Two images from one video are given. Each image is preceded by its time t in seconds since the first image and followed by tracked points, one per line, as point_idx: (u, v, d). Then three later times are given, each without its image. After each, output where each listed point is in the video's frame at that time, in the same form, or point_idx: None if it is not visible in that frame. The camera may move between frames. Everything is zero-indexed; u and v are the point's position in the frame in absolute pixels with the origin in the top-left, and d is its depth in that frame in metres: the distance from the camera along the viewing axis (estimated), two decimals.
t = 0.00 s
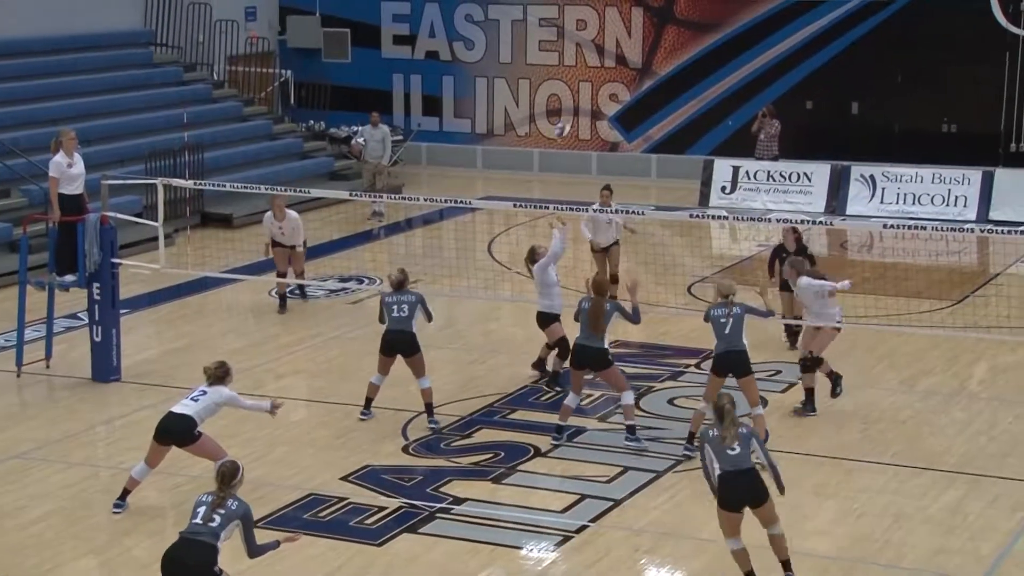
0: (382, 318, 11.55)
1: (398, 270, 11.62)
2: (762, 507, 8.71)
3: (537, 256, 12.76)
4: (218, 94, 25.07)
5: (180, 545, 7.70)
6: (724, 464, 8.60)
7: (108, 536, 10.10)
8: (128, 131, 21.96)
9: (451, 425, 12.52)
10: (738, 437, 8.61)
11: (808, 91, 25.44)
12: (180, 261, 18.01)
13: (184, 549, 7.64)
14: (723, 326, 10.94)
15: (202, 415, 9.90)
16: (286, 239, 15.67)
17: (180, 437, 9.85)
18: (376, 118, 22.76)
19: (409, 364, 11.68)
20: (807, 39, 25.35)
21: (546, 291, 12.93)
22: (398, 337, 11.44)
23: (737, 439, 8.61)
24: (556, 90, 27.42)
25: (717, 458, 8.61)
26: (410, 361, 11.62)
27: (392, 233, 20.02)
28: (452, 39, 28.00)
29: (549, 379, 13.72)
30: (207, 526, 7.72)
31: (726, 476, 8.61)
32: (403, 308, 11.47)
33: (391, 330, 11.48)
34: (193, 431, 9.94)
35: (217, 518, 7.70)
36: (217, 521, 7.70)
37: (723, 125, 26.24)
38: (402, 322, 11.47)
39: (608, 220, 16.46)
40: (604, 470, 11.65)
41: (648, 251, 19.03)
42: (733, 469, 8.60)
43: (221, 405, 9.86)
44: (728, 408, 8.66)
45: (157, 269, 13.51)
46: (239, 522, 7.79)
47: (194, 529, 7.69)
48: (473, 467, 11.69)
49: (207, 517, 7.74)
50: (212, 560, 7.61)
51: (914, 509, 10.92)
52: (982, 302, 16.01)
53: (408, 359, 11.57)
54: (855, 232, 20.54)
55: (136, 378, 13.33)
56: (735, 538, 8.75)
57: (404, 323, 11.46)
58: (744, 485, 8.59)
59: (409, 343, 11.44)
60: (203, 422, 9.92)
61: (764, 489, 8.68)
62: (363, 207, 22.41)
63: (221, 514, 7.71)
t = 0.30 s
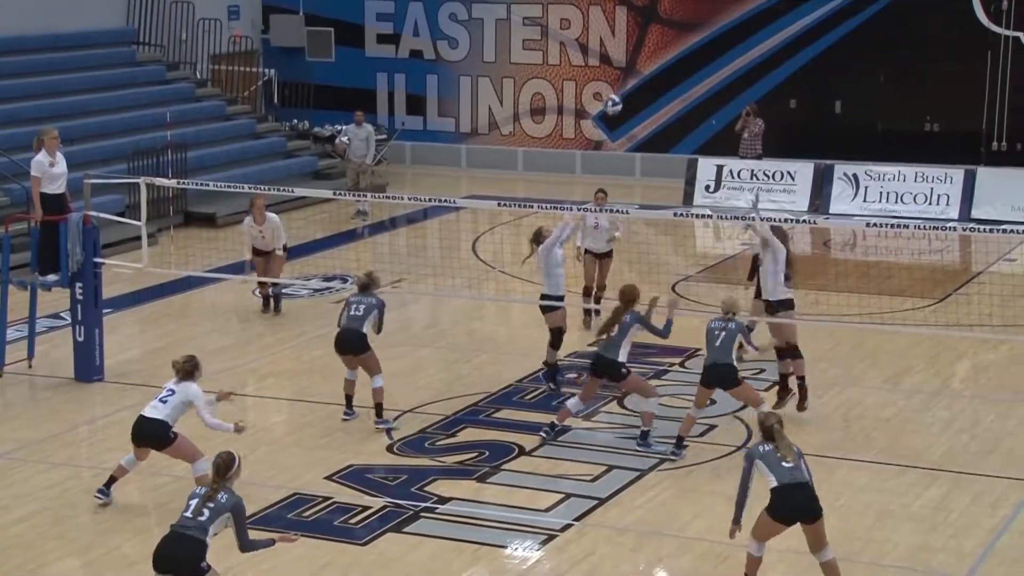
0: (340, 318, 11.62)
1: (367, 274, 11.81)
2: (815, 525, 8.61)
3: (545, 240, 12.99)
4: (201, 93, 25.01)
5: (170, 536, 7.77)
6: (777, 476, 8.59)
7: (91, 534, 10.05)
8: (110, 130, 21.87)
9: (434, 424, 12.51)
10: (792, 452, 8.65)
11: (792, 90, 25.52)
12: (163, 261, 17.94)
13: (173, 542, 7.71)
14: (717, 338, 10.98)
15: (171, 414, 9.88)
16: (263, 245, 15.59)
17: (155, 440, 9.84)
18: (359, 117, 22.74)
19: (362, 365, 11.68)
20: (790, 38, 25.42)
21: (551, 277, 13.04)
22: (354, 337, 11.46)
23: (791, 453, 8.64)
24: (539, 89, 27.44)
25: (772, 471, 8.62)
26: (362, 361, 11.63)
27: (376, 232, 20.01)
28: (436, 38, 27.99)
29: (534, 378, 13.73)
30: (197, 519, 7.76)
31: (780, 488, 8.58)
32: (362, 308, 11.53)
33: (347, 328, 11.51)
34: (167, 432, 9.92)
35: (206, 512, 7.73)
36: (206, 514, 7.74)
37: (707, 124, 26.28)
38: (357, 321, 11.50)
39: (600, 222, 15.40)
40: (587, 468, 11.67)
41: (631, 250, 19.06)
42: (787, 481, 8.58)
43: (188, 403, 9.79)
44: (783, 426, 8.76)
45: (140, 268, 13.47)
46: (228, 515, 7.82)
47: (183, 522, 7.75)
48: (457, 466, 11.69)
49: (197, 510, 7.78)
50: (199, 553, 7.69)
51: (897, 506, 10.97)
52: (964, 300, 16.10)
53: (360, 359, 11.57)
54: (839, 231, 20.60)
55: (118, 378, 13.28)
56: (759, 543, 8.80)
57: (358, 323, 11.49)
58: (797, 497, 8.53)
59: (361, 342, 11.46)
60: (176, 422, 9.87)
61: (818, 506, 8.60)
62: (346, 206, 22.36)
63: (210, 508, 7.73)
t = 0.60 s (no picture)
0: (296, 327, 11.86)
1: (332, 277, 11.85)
2: (800, 536, 8.35)
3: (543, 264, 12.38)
4: (174, 89, 24.88)
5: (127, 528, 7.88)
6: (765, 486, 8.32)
7: (64, 533, 9.98)
8: (81, 127, 21.72)
9: (410, 422, 12.50)
10: (781, 461, 8.37)
11: (765, 87, 25.62)
12: (136, 258, 17.85)
13: (127, 534, 7.82)
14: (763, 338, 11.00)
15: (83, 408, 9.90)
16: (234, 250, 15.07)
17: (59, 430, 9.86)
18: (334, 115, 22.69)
19: (309, 372, 11.81)
20: (764, 36, 25.52)
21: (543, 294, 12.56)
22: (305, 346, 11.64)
23: (780, 464, 8.38)
24: (515, 86, 27.44)
25: (761, 483, 8.33)
26: (309, 368, 11.78)
27: (350, 229, 19.96)
28: (411, 35, 27.95)
29: (509, 375, 13.74)
30: (149, 513, 7.82)
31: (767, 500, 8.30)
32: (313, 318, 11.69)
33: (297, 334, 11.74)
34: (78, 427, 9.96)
35: (156, 507, 7.77)
36: (155, 507, 7.79)
37: (682, 121, 26.31)
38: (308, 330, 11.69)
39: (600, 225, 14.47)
40: (563, 465, 11.69)
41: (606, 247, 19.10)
42: (775, 493, 8.30)
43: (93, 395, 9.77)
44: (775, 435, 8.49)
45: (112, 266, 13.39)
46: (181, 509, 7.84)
47: (137, 513, 7.83)
48: (432, 463, 11.68)
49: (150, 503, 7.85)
50: (149, 545, 7.77)
51: (869, 501, 11.04)
52: (935, 295, 16.22)
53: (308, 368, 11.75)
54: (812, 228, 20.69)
55: (91, 376, 13.20)
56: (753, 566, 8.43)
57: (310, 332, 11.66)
58: (784, 509, 8.25)
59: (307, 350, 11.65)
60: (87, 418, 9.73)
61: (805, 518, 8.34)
62: (321, 204, 22.29)
63: (161, 502, 7.79)
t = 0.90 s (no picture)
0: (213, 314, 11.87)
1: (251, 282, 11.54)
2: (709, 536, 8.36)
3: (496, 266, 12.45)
4: (104, 89, 24.71)
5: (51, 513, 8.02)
6: (675, 484, 8.43)
7: None
8: (9, 127, 21.51)
9: (342, 419, 12.58)
10: (696, 461, 8.45)
11: (692, 86, 25.96)
12: (66, 258, 17.75)
13: (47, 519, 7.95)
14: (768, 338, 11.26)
15: None
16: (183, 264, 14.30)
17: None
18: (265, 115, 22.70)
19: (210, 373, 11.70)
20: (689, 36, 25.85)
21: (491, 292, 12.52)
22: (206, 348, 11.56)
23: (694, 464, 8.45)
24: (444, 86, 27.64)
25: (672, 480, 8.45)
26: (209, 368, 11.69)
27: (282, 228, 19.99)
28: (341, 35, 27.95)
29: (441, 372, 13.89)
30: (69, 500, 7.95)
31: (674, 498, 8.40)
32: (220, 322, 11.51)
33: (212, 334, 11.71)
34: None
35: (76, 494, 7.88)
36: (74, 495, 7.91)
37: (609, 121, 26.60)
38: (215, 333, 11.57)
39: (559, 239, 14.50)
40: (495, 460, 11.84)
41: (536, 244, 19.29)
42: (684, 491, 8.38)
43: None
44: (693, 436, 8.54)
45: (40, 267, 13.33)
46: (101, 497, 7.94)
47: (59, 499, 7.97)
48: (365, 460, 11.79)
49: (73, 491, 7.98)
50: (63, 532, 7.86)
51: (794, 491, 11.33)
52: (857, 290, 16.61)
53: (206, 370, 11.65)
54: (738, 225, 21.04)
55: (21, 378, 13.15)
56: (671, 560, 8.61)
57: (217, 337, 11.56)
58: (689, 507, 8.32)
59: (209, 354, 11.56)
60: None
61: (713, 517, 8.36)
62: (252, 203, 22.28)
63: (80, 490, 7.89)
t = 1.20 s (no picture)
0: (168, 326, 12.49)
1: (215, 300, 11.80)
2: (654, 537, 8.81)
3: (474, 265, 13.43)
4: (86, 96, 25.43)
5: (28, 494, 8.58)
6: (631, 486, 8.92)
7: None
8: None
9: (313, 404, 13.42)
10: (656, 468, 8.91)
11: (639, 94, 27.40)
12: (53, 254, 18.55)
13: (23, 497, 8.51)
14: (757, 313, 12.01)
15: None
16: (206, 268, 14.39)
17: None
18: (240, 121, 23.61)
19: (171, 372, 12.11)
20: (631, 49, 27.18)
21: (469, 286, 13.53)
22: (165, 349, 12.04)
23: (654, 469, 8.92)
24: (408, 93, 28.99)
25: (630, 480, 8.94)
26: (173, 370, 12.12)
27: (255, 226, 20.82)
28: (309, 47, 29.35)
29: (406, 360, 14.77)
30: (49, 484, 8.56)
31: (627, 497, 8.90)
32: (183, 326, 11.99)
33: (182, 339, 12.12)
34: None
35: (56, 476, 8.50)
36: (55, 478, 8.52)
37: (560, 127, 28.05)
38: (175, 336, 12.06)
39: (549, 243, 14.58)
40: (456, 441, 12.74)
41: (497, 241, 20.23)
42: (637, 493, 8.87)
43: None
44: (659, 444, 8.98)
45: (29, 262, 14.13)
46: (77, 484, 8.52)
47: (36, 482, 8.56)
48: (334, 441, 12.65)
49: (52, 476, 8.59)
50: (34, 508, 8.40)
51: (732, 469, 12.30)
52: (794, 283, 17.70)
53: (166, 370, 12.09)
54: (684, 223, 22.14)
55: (10, 368, 13.94)
56: (614, 539, 9.13)
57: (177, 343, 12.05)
58: (639, 508, 8.78)
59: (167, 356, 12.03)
60: None
61: (660, 522, 8.79)
62: (227, 204, 23.10)
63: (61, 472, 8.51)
